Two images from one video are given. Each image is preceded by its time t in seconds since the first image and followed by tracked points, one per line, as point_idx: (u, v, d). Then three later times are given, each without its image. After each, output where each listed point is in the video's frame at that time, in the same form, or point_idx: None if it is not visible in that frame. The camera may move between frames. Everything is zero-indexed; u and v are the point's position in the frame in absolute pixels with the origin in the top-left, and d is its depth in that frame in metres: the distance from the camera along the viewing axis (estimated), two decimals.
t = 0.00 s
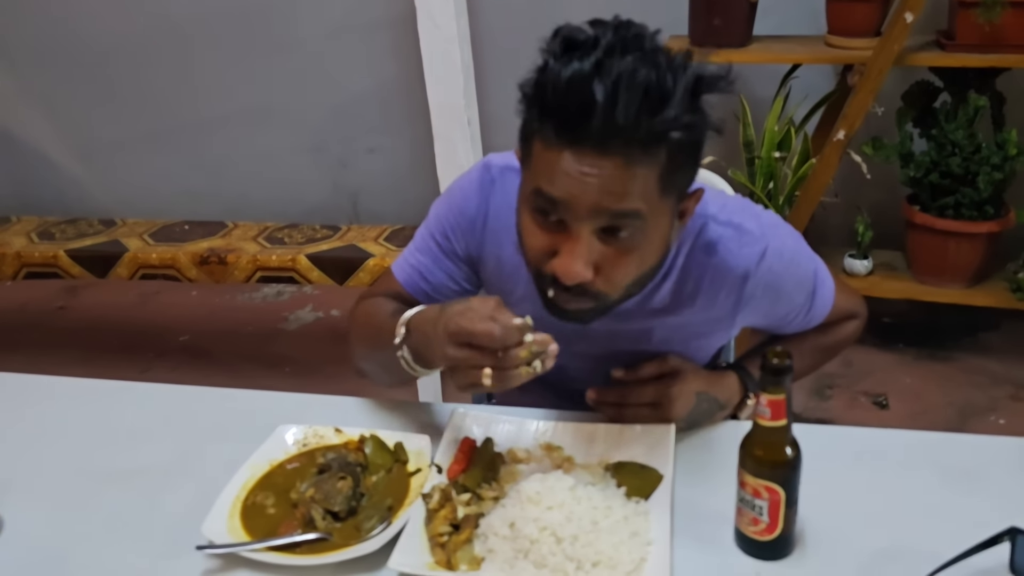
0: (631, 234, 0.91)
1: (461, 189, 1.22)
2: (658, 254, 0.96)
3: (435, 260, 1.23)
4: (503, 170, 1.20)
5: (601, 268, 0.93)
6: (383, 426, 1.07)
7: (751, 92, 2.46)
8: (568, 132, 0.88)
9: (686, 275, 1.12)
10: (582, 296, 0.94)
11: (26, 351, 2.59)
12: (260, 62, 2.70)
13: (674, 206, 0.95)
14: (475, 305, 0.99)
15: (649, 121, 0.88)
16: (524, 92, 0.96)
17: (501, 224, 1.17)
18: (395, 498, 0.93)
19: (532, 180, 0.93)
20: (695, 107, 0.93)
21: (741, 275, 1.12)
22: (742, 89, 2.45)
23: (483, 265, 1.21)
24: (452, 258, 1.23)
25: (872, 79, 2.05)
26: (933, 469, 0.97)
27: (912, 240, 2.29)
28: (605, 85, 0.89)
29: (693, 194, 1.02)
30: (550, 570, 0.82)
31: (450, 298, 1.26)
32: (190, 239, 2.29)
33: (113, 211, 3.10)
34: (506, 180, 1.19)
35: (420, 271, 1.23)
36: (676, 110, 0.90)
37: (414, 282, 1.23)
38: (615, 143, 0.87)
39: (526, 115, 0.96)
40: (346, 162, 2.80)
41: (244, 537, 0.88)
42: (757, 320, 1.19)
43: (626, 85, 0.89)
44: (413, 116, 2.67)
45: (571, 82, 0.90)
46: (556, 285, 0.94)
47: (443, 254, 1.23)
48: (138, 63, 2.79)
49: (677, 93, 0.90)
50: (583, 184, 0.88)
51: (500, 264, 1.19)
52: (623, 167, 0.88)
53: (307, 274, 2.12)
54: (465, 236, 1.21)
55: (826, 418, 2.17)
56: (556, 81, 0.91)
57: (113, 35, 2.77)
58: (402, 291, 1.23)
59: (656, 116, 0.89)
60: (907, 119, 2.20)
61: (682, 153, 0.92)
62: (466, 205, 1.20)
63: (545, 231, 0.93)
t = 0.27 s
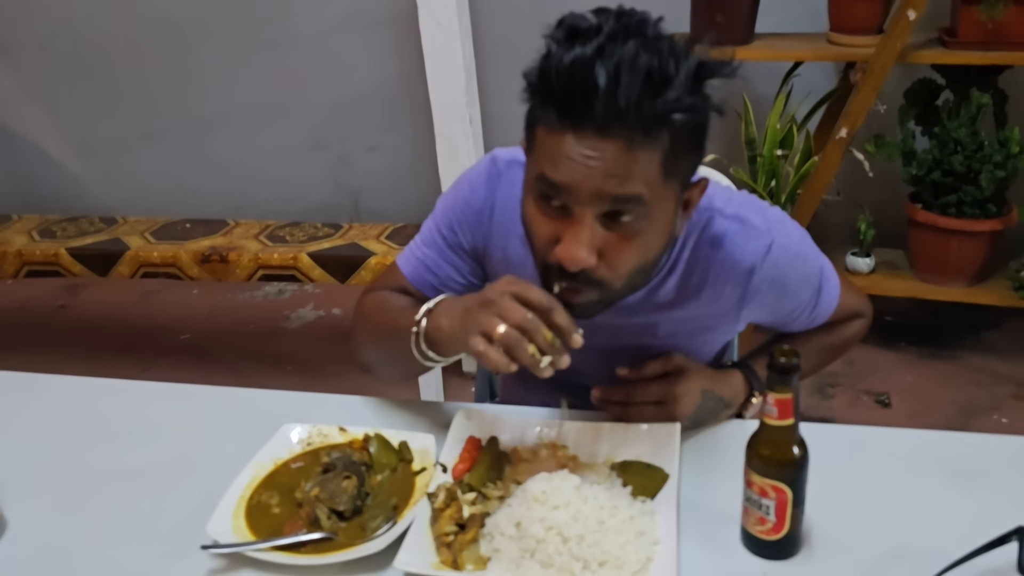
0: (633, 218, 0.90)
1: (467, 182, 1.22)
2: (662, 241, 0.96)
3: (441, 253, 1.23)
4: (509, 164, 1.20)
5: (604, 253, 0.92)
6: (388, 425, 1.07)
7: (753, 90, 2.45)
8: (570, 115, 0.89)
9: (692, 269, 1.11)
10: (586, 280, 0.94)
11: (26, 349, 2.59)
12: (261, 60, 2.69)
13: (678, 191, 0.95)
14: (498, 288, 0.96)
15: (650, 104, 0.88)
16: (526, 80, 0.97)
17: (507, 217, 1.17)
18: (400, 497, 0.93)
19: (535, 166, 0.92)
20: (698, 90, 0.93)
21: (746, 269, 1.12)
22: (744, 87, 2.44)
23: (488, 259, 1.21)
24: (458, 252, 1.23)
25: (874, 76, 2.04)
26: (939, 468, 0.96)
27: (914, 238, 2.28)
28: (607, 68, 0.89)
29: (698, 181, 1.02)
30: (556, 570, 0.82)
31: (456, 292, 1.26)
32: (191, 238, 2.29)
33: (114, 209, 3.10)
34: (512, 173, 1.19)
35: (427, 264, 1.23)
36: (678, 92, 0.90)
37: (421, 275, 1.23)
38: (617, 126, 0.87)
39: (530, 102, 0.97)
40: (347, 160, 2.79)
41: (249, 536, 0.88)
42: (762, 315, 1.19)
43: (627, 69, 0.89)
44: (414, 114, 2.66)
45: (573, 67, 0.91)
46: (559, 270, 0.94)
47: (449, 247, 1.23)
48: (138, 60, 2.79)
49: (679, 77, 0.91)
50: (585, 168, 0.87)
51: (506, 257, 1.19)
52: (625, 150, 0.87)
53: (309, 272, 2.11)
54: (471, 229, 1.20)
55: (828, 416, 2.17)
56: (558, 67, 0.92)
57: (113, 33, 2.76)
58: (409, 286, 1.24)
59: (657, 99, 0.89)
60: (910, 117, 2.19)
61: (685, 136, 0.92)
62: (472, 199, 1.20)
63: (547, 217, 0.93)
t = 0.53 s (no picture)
0: (633, 211, 0.89)
1: (473, 178, 1.22)
2: (662, 236, 0.94)
3: (446, 250, 1.22)
4: (515, 160, 1.20)
5: (603, 247, 0.91)
6: (391, 425, 1.06)
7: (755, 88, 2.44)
8: (569, 106, 0.88)
9: (697, 265, 1.11)
10: (585, 277, 0.92)
11: (27, 348, 2.58)
12: (262, 57, 2.69)
13: (678, 186, 0.94)
14: (520, 265, 0.96)
15: (650, 95, 0.88)
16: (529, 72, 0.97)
17: (513, 212, 1.17)
18: (405, 497, 0.93)
19: (536, 158, 0.92)
20: (698, 82, 0.92)
21: (752, 265, 1.12)
22: (746, 85, 2.43)
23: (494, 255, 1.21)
24: (464, 249, 1.22)
25: (878, 74, 2.03)
26: (945, 469, 0.96)
27: (917, 236, 2.28)
28: (607, 58, 0.89)
29: (700, 175, 1.01)
30: (562, 571, 0.82)
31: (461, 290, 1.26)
32: (192, 236, 2.28)
33: (114, 207, 3.09)
34: (518, 169, 1.19)
35: (432, 261, 1.22)
36: (677, 83, 0.89)
37: (426, 273, 1.22)
38: (615, 116, 0.86)
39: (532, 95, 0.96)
40: (348, 159, 2.79)
41: (253, 537, 0.87)
42: (767, 313, 1.18)
43: (628, 59, 0.89)
44: (415, 112, 2.66)
45: (573, 57, 0.91)
46: (558, 264, 0.93)
47: (455, 244, 1.22)
48: (139, 58, 2.78)
49: (679, 68, 0.90)
50: (583, 159, 0.87)
51: (512, 252, 1.18)
52: (624, 141, 0.87)
53: (311, 271, 2.11)
54: (476, 225, 1.20)
55: (830, 415, 2.16)
56: (559, 58, 0.92)
57: (114, 31, 2.75)
58: (416, 283, 1.23)
59: (657, 90, 0.88)
60: (913, 114, 2.19)
61: (684, 129, 0.91)
62: (478, 195, 1.20)
63: (547, 209, 0.92)
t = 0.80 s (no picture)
0: (636, 200, 0.89)
1: (478, 171, 1.21)
2: (667, 225, 0.94)
3: (451, 244, 1.22)
4: (520, 153, 1.19)
5: (607, 234, 0.90)
6: (394, 424, 1.06)
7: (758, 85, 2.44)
8: (572, 94, 0.88)
9: (702, 257, 1.11)
10: (590, 263, 0.92)
11: (29, 345, 2.58)
12: (264, 55, 2.68)
13: (682, 175, 0.93)
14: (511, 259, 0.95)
15: (652, 83, 0.87)
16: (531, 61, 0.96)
17: (518, 204, 1.17)
18: (407, 497, 0.92)
19: (539, 146, 0.91)
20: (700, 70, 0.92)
21: (758, 257, 1.11)
22: (749, 82, 2.42)
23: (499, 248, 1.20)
24: (469, 242, 1.22)
25: (881, 71, 2.02)
26: (951, 468, 0.95)
27: (920, 233, 2.27)
28: (608, 47, 0.88)
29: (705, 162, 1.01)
30: (566, 572, 0.81)
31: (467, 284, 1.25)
32: (194, 234, 2.28)
33: (116, 205, 3.09)
34: (523, 162, 1.19)
35: (437, 255, 1.22)
36: (679, 70, 0.89)
37: (432, 267, 1.22)
38: (618, 104, 0.86)
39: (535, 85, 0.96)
40: (349, 156, 2.78)
41: (255, 537, 0.87)
42: (772, 308, 1.18)
43: (630, 47, 0.88)
44: (417, 109, 2.65)
45: (574, 45, 0.90)
46: (563, 252, 0.92)
47: (460, 237, 1.22)
48: (140, 55, 2.77)
49: (682, 56, 0.90)
50: (586, 146, 0.86)
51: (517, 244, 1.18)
52: (627, 128, 0.86)
53: (312, 269, 2.10)
54: (481, 218, 1.20)
55: (833, 413, 2.16)
56: (560, 47, 0.91)
57: (115, 28, 2.74)
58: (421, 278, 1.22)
59: (659, 78, 0.88)
60: (916, 111, 2.18)
61: (687, 117, 0.91)
62: (483, 187, 1.19)
63: (551, 197, 0.92)
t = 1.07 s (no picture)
0: (631, 182, 0.89)
1: (484, 161, 1.21)
2: (664, 206, 0.95)
3: (458, 235, 1.22)
4: (526, 142, 1.19)
5: (602, 215, 0.92)
6: (395, 421, 1.06)
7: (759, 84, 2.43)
8: (566, 76, 0.88)
9: (706, 240, 1.11)
10: (587, 241, 0.94)
11: (30, 343, 2.58)
12: (265, 53, 2.68)
13: (680, 156, 0.93)
14: (522, 313, 0.97)
15: (647, 65, 0.87)
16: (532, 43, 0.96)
17: (524, 193, 1.17)
18: (409, 495, 0.92)
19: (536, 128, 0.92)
20: (698, 51, 0.91)
21: (762, 242, 1.12)
22: (751, 80, 2.42)
23: (504, 237, 1.20)
24: (475, 233, 1.22)
25: (883, 68, 2.02)
26: (952, 467, 0.95)
27: (921, 232, 2.27)
28: (602, 29, 0.88)
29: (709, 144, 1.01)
30: (567, 569, 0.81)
31: (474, 277, 1.25)
32: (195, 232, 2.28)
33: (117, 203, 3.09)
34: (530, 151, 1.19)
35: (444, 246, 1.22)
36: (674, 52, 0.89)
37: (439, 259, 1.22)
38: (611, 86, 0.86)
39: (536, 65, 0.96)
40: (350, 154, 2.78)
41: (256, 534, 0.87)
42: (776, 300, 1.18)
43: (624, 29, 0.88)
44: (418, 107, 2.65)
45: (569, 28, 0.90)
46: (560, 233, 0.94)
47: (466, 228, 1.22)
48: (141, 53, 2.77)
49: (677, 37, 0.89)
50: (580, 130, 0.87)
51: (523, 232, 1.17)
52: (621, 111, 0.86)
53: (313, 266, 2.10)
54: (487, 207, 1.19)
55: (833, 411, 2.16)
56: (556, 30, 0.91)
57: (116, 26, 2.74)
58: (429, 271, 1.23)
59: (654, 60, 0.87)
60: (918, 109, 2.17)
61: (684, 98, 0.90)
62: (489, 177, 1.19)
63: (548, 179, 0.93)
